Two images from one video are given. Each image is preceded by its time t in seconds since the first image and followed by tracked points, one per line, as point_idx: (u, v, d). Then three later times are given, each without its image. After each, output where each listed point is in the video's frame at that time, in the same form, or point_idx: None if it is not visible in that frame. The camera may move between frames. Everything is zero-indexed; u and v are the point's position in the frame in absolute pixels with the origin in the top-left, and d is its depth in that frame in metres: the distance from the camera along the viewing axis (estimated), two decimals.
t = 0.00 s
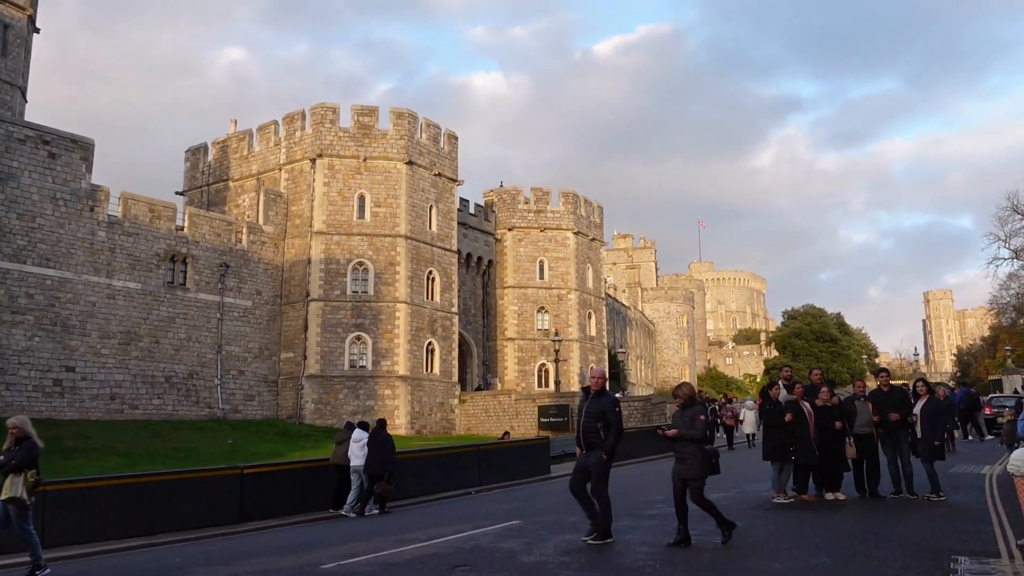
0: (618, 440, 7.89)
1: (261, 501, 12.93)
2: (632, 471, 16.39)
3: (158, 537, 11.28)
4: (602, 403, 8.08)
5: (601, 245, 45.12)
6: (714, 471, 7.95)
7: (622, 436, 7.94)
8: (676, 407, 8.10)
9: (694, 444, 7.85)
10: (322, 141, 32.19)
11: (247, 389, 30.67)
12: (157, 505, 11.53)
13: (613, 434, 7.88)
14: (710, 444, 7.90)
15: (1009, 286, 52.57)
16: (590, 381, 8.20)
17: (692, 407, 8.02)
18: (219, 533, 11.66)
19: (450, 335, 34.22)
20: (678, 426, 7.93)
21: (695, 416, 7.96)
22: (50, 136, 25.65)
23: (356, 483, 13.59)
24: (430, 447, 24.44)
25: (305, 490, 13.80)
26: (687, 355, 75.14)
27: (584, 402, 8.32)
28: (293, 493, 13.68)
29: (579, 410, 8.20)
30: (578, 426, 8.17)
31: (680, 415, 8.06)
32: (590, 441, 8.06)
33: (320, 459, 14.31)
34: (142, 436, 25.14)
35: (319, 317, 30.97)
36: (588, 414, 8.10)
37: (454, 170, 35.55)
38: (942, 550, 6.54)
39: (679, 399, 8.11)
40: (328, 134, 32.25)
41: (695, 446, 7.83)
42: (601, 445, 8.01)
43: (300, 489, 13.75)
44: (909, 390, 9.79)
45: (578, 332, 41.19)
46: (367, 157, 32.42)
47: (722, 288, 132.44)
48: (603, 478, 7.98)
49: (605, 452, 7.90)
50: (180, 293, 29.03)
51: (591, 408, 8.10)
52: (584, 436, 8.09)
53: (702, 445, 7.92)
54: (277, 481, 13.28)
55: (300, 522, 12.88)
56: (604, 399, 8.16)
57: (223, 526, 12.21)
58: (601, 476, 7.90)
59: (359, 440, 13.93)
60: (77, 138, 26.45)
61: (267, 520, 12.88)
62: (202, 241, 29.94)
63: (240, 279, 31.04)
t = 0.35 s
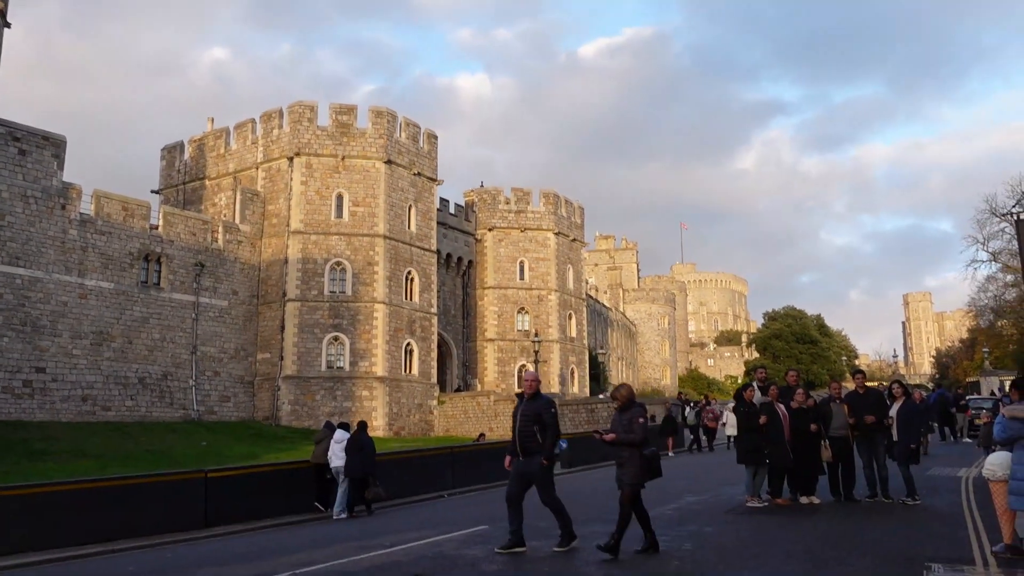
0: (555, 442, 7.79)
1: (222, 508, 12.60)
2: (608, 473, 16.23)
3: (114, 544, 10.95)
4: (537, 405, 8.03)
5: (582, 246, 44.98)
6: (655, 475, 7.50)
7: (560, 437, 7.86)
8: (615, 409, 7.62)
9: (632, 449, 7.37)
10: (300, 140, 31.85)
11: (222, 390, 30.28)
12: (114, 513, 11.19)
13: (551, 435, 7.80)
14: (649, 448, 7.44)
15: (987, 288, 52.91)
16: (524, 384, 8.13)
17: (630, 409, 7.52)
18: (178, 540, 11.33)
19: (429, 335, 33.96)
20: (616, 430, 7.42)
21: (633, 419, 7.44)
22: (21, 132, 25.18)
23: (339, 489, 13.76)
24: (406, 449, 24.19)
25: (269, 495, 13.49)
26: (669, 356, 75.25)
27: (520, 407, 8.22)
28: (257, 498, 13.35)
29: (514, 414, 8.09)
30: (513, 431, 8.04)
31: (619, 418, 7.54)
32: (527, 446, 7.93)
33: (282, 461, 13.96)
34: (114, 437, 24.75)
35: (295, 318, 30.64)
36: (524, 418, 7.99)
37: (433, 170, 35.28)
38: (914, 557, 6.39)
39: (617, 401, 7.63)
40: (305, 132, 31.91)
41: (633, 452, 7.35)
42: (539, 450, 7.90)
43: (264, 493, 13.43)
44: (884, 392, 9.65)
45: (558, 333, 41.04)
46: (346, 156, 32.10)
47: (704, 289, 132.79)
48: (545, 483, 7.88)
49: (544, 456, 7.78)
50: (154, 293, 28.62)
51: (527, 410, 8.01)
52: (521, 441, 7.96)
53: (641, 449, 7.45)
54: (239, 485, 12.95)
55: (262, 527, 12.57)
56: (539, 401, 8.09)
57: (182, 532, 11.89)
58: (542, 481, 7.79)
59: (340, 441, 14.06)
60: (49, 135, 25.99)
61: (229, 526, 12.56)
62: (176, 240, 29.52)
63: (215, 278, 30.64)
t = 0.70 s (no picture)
0: (498, 437, 7.69)
1: (191, 509, 12.28)
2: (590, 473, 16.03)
3: (76, 546, 10.63)
4: (479, 400, 7.96)
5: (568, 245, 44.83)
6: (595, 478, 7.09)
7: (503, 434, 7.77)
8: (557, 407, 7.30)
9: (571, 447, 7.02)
10: (283, 137, 31.54)
11: (204, 389, 29.94)
12: (75, 514, 10.84)
13: (493, 431, 7.69)
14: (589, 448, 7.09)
15: (972, 289, 53.03)
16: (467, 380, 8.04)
17: (571, 407, 7.18)
18: (143, 542, 11.02)
19: (414, 335, 33.72)
20: (554, 427, 7.08)
21: (572, 416, 7.11)
22: None
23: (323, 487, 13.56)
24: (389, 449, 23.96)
25: (242, 494, 13.17)
26: (656, 357, 75.22)
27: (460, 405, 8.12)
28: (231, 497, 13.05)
29: (454, 411, 7.97)
30: (454, 428, 7.91)
31: (559, 415, 7.20)
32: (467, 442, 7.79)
33: (265, 460, 13.76)
34: (92, 438, 24.40)
35: (278, 317, 30.34)
36: (465, 414, 7.88)
37: (418, 168, 35.04)
38: (893, 559, 6.23)
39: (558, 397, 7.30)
40: (288, 130, 31.61)
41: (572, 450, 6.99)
42: (479, 446, 7.78)
43: (237, 492, 13.12)
44: (866, 390, 9.49)
45: (544, 333, 40.86)
46: (329, 154, 31.82)
47: (692, 290, 132.93)
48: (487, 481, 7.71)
49: (485, 452, 7.67)
50: (134, 291, 28.24)
51: (469, 406, 7.91)
52: (462, 437, 7.83)
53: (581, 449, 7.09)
54: (209, 484, 12.62)
55: (232, 528, 12.26)
56: (481, 397, 8.01)
57: (148, 533, 11.57)
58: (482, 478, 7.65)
59: (323, 438, 13.74)
60: (27, 131, 25.58)
61: (198, 526, 12.25)
62: (157, 238, 29.15)
63: (197, 277, 30.30)
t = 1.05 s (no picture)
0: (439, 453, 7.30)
1: (169, 515, 12.01)
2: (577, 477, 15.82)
3: (49, 554, 10.38)
4: (424, 410, 7.57)
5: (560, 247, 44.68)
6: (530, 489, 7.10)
7: (445, 449, 7.39)
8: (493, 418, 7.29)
9: (506, 459, 7.04)
10: (272, 137, 31.30)
11: (191, 392, 29.68)
12: (47, 522, 10.58)
13: (434, 443, 7.36)
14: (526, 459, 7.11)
15: (965, 291, 52.97)
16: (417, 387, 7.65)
17: (507, 416, 7.19)
18: (118, 550, 10.75)
19: (404, 336, 33.51)
20: (489, 438, 7.08)
21: (509, 426, 7.10)
22: None
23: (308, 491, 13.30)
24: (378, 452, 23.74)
25: (221, 500, 12.90)
26: (648, 358, 75.13)
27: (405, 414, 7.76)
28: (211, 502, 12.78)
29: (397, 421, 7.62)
30: (396, 438, 7.56)
31: (495, 425, 7.22)
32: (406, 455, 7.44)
33: (254, 466, 13.60)
34: (77, 441, 24.13)
35: (267, 318, 30.12)
36: (410, 424, 7.50)
37: (409, 169, 34.83)
38: (879, 568, 6.06)
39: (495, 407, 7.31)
40: (277, 130, 31.37)
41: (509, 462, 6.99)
42: (420, 459, 7.42)
43: (218, 497, 12.85)
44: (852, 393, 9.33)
45: (536, 334, 40.68)
46: (318, 154, 31.59)
47: (686, 291, 132.95)
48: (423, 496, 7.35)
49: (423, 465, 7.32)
50: (120, 293, 27.96)
51: (413, 416, 7.54)
52: (403, 449, 7.48)
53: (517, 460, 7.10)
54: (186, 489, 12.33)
55: (208, 534, 11.97)
56: (430, 406, 7.60)
57: (124, 540, 11.31)
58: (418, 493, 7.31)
59: (313, 443, 13.38)
60: (13, 131, 25.31)
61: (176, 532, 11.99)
62: (144, 239, 28.89)
63: (185, 278, 30.04)
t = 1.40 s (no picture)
0: (373, 457, 7.13)
1: (151, 518, 11.82)
2: (565, 478, 15.66)
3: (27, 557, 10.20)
4: (361, 411, 7.42)
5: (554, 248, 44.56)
6: (459, 491, 6.97)
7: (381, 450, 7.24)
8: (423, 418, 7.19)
9: (435, 459, 6.92)
10: (263, 138, 31.16)
11: (181, 394, 29.51)
12: (26, 523, 10.39)
13: (369, 447, 7.20)
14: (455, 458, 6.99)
15: (961, 291, 52.84)
16: (352, 389, 7.49)
17: (435, 415, 7.08)
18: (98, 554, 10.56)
19: (396, 338, 33.37)
20: (417, 438, 7.00)
21: (435, 425, 7.01)
22: None
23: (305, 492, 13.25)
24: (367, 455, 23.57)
25: (207, 503, 12.75)
26: (645, 360, 75.04)
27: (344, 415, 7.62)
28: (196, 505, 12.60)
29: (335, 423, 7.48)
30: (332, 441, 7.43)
31: (423, 425, 7.10)
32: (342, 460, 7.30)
33: (244, 469, 13.47)
34: (65, 444, 23.95)
35: (258, 320, 29.95)
36: (345, 427, 7.36)
37: (401, 170, 34.70)
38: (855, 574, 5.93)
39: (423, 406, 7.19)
40: (269, 131, 31.23)
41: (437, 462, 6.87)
42: (355, 463, 7.29)
43: (202, 500, 12.65)
44: (837, 393, 9.22)
45: (529, 336, 40.54)
46: (310, 155, 31.45)
47: (683, 293, 132.92)
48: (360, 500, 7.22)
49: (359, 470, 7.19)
50: (109, 295, 27.80)
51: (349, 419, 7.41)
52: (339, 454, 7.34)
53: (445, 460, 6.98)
54: (170, 492, 12.16)
55: (190, 538, 11.78)
56: (366, 407, 7.44)
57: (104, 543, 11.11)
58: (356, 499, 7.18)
59: (308, 443, 13.44)
60: None
61: (157, 536, 11.78)
62: (134, 241, 28.72)
63: (175, 280, 29.89)
